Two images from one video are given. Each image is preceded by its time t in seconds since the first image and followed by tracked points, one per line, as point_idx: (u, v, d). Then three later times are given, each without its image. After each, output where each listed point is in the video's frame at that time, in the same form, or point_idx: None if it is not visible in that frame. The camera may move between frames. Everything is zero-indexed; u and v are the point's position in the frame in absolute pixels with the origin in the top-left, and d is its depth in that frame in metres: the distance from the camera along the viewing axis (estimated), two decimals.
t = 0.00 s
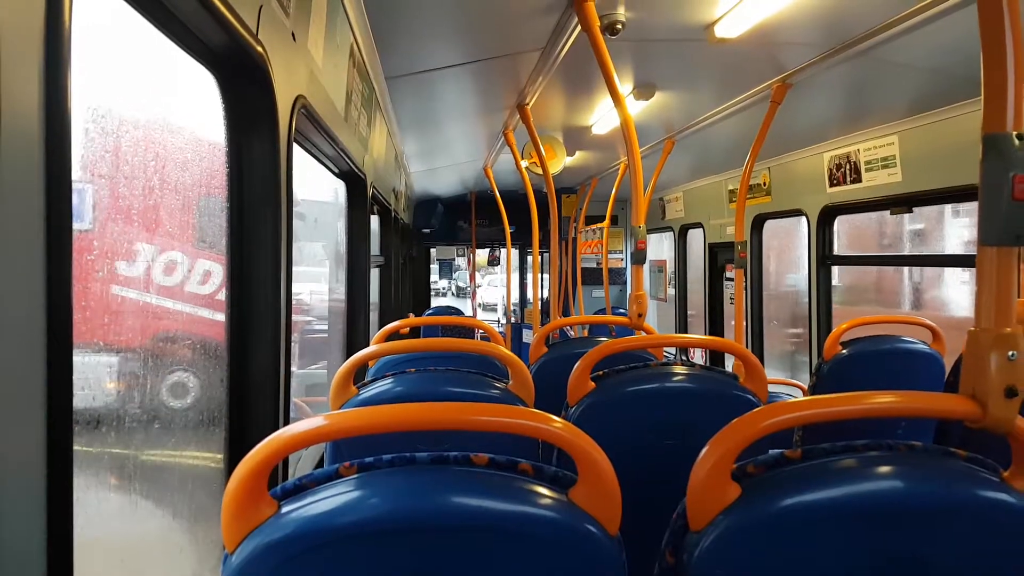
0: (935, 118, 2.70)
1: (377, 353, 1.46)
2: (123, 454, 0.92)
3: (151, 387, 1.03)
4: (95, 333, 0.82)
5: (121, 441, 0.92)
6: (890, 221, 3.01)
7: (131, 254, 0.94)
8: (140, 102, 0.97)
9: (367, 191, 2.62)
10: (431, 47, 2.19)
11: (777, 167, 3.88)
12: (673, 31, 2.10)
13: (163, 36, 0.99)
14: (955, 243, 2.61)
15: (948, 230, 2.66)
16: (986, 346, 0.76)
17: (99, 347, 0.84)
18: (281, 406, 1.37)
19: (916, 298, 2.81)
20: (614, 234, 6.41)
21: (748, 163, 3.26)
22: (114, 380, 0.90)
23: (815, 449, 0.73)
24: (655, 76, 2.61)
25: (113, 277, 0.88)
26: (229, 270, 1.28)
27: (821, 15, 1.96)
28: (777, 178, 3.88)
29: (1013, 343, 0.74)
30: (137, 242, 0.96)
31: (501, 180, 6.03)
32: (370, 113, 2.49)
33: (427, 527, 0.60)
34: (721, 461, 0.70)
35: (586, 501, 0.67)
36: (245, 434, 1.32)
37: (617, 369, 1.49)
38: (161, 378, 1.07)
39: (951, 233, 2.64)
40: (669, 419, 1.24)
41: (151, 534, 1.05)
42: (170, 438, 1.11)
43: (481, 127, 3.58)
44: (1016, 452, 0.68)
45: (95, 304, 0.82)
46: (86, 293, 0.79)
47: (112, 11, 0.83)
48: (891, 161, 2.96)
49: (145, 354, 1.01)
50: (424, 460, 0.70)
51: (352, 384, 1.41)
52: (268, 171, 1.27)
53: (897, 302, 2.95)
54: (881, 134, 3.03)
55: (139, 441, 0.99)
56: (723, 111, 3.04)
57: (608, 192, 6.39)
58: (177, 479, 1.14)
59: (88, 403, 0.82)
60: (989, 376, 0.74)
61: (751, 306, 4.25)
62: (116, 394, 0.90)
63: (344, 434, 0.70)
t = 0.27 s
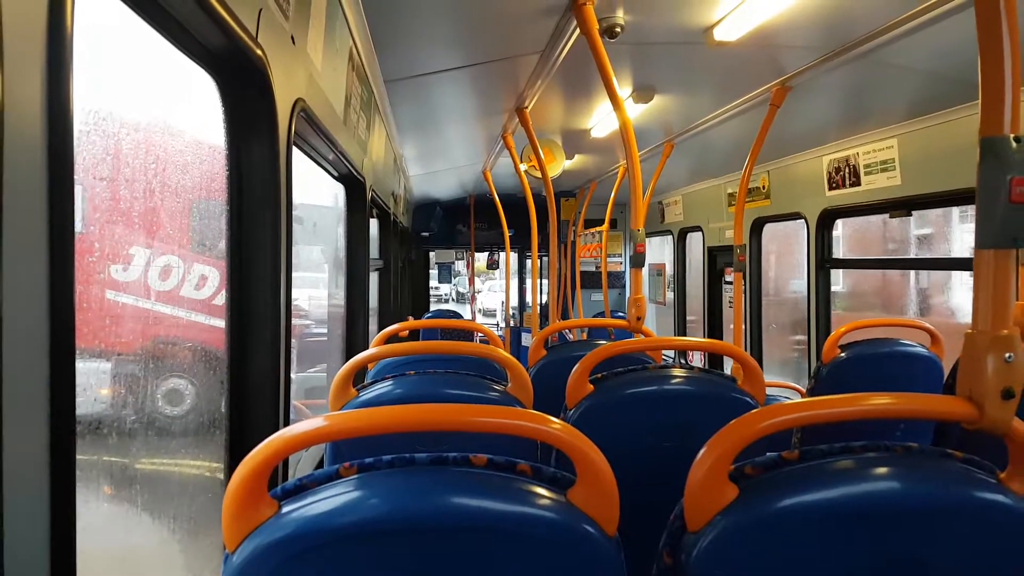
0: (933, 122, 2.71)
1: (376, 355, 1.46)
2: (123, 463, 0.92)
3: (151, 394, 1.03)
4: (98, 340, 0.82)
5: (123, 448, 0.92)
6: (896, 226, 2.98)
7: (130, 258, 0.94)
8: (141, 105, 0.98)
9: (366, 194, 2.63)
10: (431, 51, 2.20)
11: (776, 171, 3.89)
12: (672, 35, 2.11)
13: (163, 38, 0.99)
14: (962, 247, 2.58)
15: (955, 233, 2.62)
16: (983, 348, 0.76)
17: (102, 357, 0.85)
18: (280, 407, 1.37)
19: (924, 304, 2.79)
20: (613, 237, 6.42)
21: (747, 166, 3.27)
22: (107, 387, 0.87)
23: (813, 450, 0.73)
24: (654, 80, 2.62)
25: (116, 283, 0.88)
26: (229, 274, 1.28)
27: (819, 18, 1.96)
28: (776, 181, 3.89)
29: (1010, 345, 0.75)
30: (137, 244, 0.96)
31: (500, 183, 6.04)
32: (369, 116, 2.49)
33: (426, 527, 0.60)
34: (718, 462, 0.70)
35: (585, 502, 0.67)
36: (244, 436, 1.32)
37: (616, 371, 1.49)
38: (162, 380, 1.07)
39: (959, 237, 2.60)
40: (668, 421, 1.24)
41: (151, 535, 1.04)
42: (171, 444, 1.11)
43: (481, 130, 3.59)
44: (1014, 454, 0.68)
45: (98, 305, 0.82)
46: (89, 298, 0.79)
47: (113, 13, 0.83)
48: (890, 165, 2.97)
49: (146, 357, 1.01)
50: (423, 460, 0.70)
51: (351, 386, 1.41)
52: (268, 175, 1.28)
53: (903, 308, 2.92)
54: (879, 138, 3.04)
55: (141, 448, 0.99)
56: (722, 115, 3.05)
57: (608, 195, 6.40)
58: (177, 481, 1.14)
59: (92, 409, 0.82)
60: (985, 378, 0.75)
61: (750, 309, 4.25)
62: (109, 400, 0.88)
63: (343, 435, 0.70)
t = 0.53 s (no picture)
0: (936, 122, 2.70)
1: (379, 352, 1.46)
2: (127, 467, 0.93)
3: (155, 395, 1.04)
4: (102, 340, 0.83)
5: (127, 448, 0.93)
6: (904, 227, 2.93)
7: (133, 256, 0.94)
8: (145, 102, 0.98)
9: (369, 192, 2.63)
10: (434, 49, 2.20)
11: (778, 170, 3.89)
12: (675, 33, 2.11)
13: (167, 34, 0.99)
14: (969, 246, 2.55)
15: (962, 233, 2.59)
16: (986, 347, 0.76)
17: (105, 357, 0.85)
18: (283, 404, 1.38)
19: (932, 307, 2.74)
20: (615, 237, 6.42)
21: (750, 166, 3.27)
22: (105, 386, 0.85)
23: (815, 448, 0.74)
24: (657, 79, 2.62)
25: (121, 283, 0.89)
26: (232, 272, 1.28)
27: (822, 17, 1.96)
28: (779, 181, 3.89)
29: (1013, 344, 0.75)
30: (142, 240, 0.97)
31: (503, 182, 6.04)
32: (372, 114, 2.50)
33: (428, 523, 0.60)
34: (720, 459, 0.70)
35: (587, 499, 0.68)
36: (246, 432, 1.33)
37: (618, 369, 1.49)
38: (165, 376, 1.08)
39: (965, 236, 2.57)
40: (670, 419, 1.25)
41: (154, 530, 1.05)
42: (175, 442, 1.11)
43: (484, 129, 3.59)
44: (1016, 452, 0.68)
45: (103, 298, 0.82)
46: (95, 298, 0.80)
47: (117, 12, 0.83)
48: (893, 164, 2.97)
49: (150, 353, 1.01)
50: (426, 456, 0.70)
51: (354, 383, 1.41)
52: (271, 173, 1.28)
53: (911, 310, 2.88)
54: (882, 138, 3.04)
55: (145, 448, 1.00)
56: (725, 114, 3.05)
57: (610, 194, 6.40)
58: (180, 477, 1.14)
59: (96, 407, 0.82)
60: (988, 377, 0.75)
61: (752, 309, 4.25)
62: (107, 401, 0.86)
63: (346, 431, 0.70)
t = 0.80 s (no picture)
0: (938, 118, 2.70)
1: (380, 349, 1.46)
2: (129, 469, 0.93)
3: (157, 396, 1.04)
4: (102, 338, 0.83)
5: (130, 448, 0.93)
6: (910, 223, 2.90)
7: (134, 254, 0.94)
8: (146, 99, 0.98)
9: (370, 189, 2.63)
10: (435, 45, 2.19)
11: (779, 167, 3.88)
12: (675, 30, 2.11)
13: (168, 30, 0.99)
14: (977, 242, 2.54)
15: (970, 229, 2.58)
16: (987, 341, 0.76)
17: (105, 356, 0.85)
18: (285, 400, 1.38)
19: (937, 304, 2.72)
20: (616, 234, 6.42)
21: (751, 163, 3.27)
22: (102, 385, 0.84)
23: (816, 442, 0.74)
24: (658, 75, 2.62)
25: (124, 281, 0.89)
26: (234, 269, 1.29)
27: (824, 13, 1.96)
28: (780, 178, 3.89)
29: (1014, 338, 0.75)
30: (143, 237, 0.97)
31: (504, 179, 6.04)
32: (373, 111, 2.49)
33: (430, 517, 0.61)
34: (722, 454, 0.70)
35: (588, 493, 0.68)
36: (248, 429, 1.33)
37: (619, 365, 1.50)
38: (167, 372, 1.08)
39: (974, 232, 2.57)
40: (671, 415, 1.25)
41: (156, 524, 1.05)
42: (177, 438, 1.12)
43: (484, 126, 3.58)
44: (1017, 446, 0.69)
45: (104, 293, 0.82)
46: (95, 298, 0.79)
47: (116, 10, 0.83)
48: (894, 161, 2.97)
49: (152, 350, 1.01)
50: (428, 451, 0.70)
51: (355, 379, 1.42)
52: (273, 170, 1.29)
53: (916, 307, 2.86)
54: (883, 134, 3.04)
55: (148, 447, 1.00)
56: (726, 111, 3.05)
57: (610, 191, 6.39)
58: (182, 472, 1.15)
59: (99, 403, 0.83)
60: (989, 371, 0.75)
61: (753, 305, 4.24)
62: (106, 398, 0.86)
63: (349, 425, 0.70)
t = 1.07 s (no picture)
0: (938, 115, 2.69)
1: (380, 346, 1.47)
2: (133, 468, 0.94)
3: (159, 395, 1.04)
4: (104, 336, 0.83)
5: (132, 447, 0.93)
6: (914, 220, 2.88)
7: (135, 253, 0.94)
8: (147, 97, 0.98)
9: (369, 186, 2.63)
10: (435, 42, 2.19)
11: (779, 164, 3.88)
12: (675, 27, 2.11)
13: (170, 28, 0.99)
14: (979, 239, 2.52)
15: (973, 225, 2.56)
16: (984, 339, 0.76)
17: (105, 354, 0.85)
18: (286, 396, 1.39)
19: (942, 302, 2.70)
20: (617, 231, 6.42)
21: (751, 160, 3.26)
22: (99, 385, 0.83)
23: (814, 439, 0.74)
24: (658, 73, 2.62)
25: (125, 280, 0.90)
26: (235, 267, 1.29)
27: (824, 10, 1.96)
28: (780, 175, 3.88)
29: (1010, 335, 0.75)
30: (144, 235, 0.97)
31: (504, 176, 6.03)
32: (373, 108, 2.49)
33: (430, 514, 0.61)
34: (720, 451, 0.71)
35: (587, 489, 0.68)
36: (249, 426, 1.34)
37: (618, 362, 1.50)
38: (169, 369, 1.08)
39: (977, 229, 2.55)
40: (670, 412, 1.25)
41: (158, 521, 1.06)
42: (178, 435, 1.12)
43: (484, 123, 3.58)
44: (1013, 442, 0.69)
45: (105, 293, 0.82)
46: (95, 297, 0.80)
47: (117, 7, 0.83)
48: (894, 158, 2.97)
49: (154, 347, 1.02)
50: (428, 448, 0.71)
51: (355, 376, 1.42)
52: (274, 168, 1.29)
53: (920, 305, 2.84)
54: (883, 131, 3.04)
55: (149, 445, 1.00)
56: (726, 108, 3.04)
57: (611, 188, 6.38)
58: (183, 470, 1.15)
59: (101, 401, 0.83)
60: (985, 369, 0.75)
61: (753, 302, 4.24)
62: (108, 396, 0.86)
63: (349, 422, 0.71)
